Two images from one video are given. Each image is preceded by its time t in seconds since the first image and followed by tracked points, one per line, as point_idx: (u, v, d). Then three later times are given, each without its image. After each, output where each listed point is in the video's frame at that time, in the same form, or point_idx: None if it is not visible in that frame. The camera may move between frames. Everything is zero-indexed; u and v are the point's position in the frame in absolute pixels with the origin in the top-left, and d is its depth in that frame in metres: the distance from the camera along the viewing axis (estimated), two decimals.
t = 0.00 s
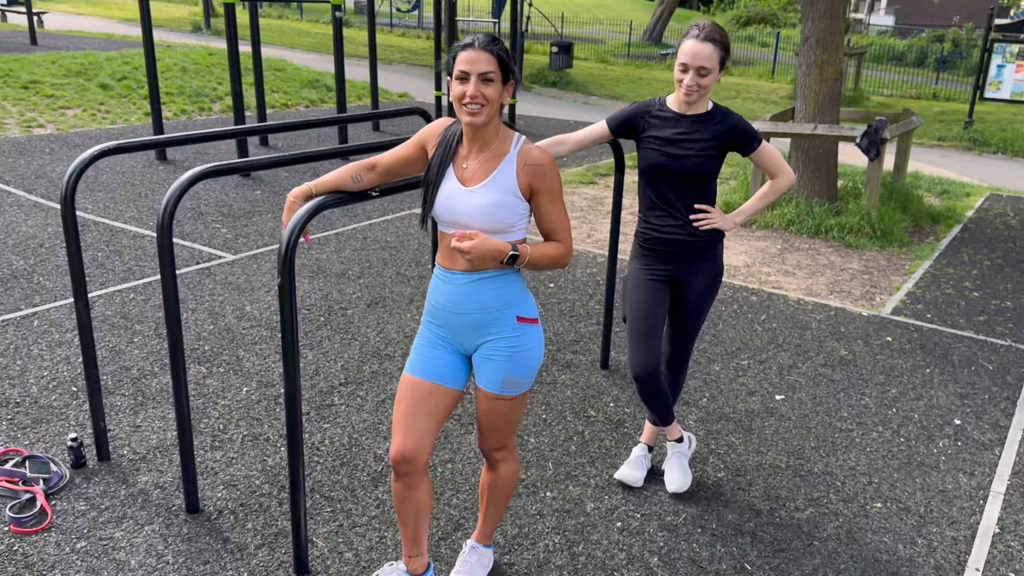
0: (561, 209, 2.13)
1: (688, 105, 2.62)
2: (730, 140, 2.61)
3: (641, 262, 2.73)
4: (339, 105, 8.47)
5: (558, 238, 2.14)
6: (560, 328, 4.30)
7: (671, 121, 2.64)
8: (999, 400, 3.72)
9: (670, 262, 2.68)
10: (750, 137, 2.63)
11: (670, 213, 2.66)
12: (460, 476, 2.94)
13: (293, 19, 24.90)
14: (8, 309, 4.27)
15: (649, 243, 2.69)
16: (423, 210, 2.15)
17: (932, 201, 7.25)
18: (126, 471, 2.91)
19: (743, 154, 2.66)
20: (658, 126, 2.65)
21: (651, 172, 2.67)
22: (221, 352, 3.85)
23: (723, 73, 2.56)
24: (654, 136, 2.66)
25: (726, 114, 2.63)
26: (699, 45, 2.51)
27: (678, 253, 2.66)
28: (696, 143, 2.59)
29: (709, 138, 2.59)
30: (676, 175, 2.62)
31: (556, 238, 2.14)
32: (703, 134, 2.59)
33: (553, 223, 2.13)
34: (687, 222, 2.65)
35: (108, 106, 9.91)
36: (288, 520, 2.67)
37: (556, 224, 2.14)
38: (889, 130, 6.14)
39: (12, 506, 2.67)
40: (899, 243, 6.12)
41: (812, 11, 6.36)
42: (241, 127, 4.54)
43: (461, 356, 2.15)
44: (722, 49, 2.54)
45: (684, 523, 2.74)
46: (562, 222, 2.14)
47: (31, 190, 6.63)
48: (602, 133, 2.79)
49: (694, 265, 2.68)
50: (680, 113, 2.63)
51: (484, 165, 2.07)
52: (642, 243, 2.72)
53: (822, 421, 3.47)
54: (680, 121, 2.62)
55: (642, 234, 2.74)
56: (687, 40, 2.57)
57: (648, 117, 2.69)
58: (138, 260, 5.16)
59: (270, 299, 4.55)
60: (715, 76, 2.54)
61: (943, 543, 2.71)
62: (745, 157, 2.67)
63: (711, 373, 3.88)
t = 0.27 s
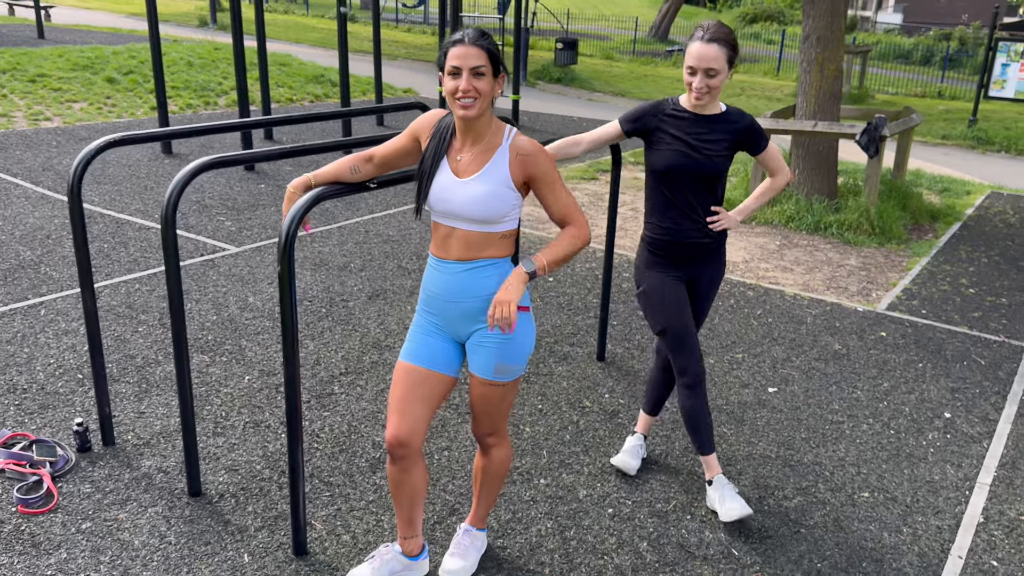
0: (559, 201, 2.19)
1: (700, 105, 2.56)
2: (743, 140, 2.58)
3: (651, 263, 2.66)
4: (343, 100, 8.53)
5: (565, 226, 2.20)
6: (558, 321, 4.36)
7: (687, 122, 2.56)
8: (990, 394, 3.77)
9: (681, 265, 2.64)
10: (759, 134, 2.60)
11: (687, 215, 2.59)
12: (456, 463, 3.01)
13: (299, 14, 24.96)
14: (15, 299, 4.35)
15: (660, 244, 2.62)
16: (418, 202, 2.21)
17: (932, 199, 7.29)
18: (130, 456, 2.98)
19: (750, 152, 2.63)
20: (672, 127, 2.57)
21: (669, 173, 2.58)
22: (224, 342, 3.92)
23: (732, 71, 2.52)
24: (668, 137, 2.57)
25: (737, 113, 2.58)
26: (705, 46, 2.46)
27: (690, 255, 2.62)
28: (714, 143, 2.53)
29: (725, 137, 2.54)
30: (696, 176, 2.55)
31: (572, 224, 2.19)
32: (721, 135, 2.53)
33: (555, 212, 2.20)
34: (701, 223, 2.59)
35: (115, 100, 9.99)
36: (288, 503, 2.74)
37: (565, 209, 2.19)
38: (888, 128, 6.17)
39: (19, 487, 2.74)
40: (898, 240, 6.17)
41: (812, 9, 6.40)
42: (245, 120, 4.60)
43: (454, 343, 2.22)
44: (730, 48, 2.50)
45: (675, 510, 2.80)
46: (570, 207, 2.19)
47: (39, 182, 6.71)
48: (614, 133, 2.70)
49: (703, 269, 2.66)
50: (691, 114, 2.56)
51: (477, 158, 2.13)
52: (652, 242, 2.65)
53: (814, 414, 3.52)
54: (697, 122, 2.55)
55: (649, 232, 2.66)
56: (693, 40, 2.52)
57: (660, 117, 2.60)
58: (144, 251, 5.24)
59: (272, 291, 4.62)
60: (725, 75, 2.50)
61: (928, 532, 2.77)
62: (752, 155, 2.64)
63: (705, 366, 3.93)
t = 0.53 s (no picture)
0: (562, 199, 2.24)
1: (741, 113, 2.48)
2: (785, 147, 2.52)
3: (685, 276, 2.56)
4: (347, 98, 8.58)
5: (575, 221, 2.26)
6: (560, 319, 4.40)
7: (728, 132, 2.48)
8: (987, 392, 3.81)
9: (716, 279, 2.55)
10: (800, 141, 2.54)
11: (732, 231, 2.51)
12: (458, 458, 3.05)
13: (304, 13, 25.01)
14: (23, 295, 4.40)
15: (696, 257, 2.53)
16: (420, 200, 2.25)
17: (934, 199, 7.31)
18: (138, 450, 3.03)
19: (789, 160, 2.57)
20: (714, 136, 2.49)
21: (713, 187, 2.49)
22: (230, 338, 3.97)
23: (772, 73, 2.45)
24: (711, 148, 2.49)
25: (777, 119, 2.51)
26: (741, 50, 2.39)
27: (726, 271, 2.54)
28: (758, 153, 2.46)
29: (767, 145, 2.47)
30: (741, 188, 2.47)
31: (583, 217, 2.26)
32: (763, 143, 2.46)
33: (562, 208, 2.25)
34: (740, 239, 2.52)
35: (120, 98, 10.04)
36: (292, 496, 2.78)
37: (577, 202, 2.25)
38: (890, 128, 6.20)
39: (29, 480, 2.79)
40: (898, 240, 6.20)
41: (814, 9, 6.43)
42: (250, 119, 4.65)
43: (457, 340, 2.26)
44: (766, 49, 2.42)
45: (673, 505, 2.84)
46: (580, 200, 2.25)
47: (46, 180, 6.77)
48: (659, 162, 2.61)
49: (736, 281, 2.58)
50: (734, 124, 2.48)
51: (480, 156, 2.17)
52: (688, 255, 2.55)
53: (812, 411, 3.56)
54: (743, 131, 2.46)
55: (685, 242, 2.57)
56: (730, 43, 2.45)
57: (700, 128, 2.51)
58: (150, 248, 5.28)
59: (277, 288, 4.67)
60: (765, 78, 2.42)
61: (924, 527, 2.81)
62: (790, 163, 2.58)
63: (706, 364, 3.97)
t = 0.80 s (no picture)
0: (565, 202, 2.27)
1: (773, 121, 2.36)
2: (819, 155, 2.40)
3: (708, 284, 2.50)
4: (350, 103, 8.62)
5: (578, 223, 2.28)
6: (562, 322, 4.43)
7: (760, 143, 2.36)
8: (987, 394, 3.83)
9: (743, 294, 2.46)
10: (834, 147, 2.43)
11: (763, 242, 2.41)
12: (461, 460, 3.08)
13: (306, 18, 25.09)
14: (29, 299, 4.43)
15: (721, 267, 2.44)
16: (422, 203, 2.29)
17: (935, 202, 7.33)
18: (144, 451, 3.06)
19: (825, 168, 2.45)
20: (747, 150, 2.36)
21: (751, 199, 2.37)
22: (234, 341, 4.00)
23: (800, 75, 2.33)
24: (748, 162, 2.36)
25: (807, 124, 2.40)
26: (763, 58, 2.27)
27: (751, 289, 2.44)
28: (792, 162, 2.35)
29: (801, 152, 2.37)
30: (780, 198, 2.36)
31: (587, 218, 2.27)
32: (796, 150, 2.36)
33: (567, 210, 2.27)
34: (769, 257, 2.40)
35: (124, 103, 10.10)
36: (297, 497, 2.81)
37: (582, 203, 2.28)
38: (890, 131, 6.22)
39: (37, 481, 2.82)
40: (899, 243, 6.22)
41: (814, 13, 6.46)
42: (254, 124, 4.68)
43: (462, 342, 2.29)
44: (792, 54, 2.30)
45: (675, 506, 2.86)
46: (585, 200, 2.28)
47: (50, 185, 6.81)
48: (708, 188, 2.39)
49: (768, 298, 2.46)
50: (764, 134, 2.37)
51: (481, 159, 2.21)
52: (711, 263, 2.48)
53: (813, 413, 3.58)
54: (773, 139, 2.36)
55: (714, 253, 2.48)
56: (753, 49, 2.33)
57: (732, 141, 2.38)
58: (154, 252, 5.32)
59: (281, 291, 4.70)
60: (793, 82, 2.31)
61: (923, 528, 2.83)
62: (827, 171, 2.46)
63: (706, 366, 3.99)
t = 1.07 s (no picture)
0: (562, 217, 2.27)
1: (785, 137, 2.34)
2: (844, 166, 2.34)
3: (733, 301, 2.47)
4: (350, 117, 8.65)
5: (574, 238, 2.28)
6: (561, 334, 4.44)
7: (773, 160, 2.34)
8: (987, 406, 3.83)
9: (768, 313, 2.41)
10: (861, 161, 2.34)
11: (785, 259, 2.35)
12: (461, 474, 3.07)
13: (306, 33, 25.23)
14: (28, 314, 4.43)
15: (746, 283, 2.41)
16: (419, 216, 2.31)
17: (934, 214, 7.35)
18: (143, 467, 3.06)
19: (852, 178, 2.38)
20: (761, 169, 2.36)
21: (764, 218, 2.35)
22: (234, 356, 4.00)
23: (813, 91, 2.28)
24: (763, 181, 2.35)
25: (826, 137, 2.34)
26: (770, 81, 2.24)
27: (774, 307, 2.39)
28: (809, 178, 2.30)
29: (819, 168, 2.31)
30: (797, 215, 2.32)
31: (583, 232, 2.27)
32: (813, 166, 2.30)
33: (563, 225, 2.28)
34: (798, 277, 2.35)
35: (125, 118, 10.14)
36: (297, 512, 2.80)
37: (578, 216, 2.28)
38: (888, 143, 6.25)
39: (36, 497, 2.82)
40: (898, 254, 6.22)
41: (812, 26, 6.51)
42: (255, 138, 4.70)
43: (462, 355, 2.29)
44: (801, 72, 2.25)
45: (675, 520, 2.86)
46: (582, 214, 2.28)
47: (51, 200, 6.83)
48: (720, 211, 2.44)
49: (795, 318, 2.39)
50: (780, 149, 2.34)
51: (477, 175, 2.22)
52: (736, 280, 2.44)
53: (813, 425, 3.58)
54: (792, 153, 2.32)
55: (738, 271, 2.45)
56: (760, 68, 2.29)
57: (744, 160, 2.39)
58: (155, 267, 5.33)
59: (281, 305, 4.70)
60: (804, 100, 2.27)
61: (924, 540, 2.82)
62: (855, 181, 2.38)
63: (707, 379, 3.99)
